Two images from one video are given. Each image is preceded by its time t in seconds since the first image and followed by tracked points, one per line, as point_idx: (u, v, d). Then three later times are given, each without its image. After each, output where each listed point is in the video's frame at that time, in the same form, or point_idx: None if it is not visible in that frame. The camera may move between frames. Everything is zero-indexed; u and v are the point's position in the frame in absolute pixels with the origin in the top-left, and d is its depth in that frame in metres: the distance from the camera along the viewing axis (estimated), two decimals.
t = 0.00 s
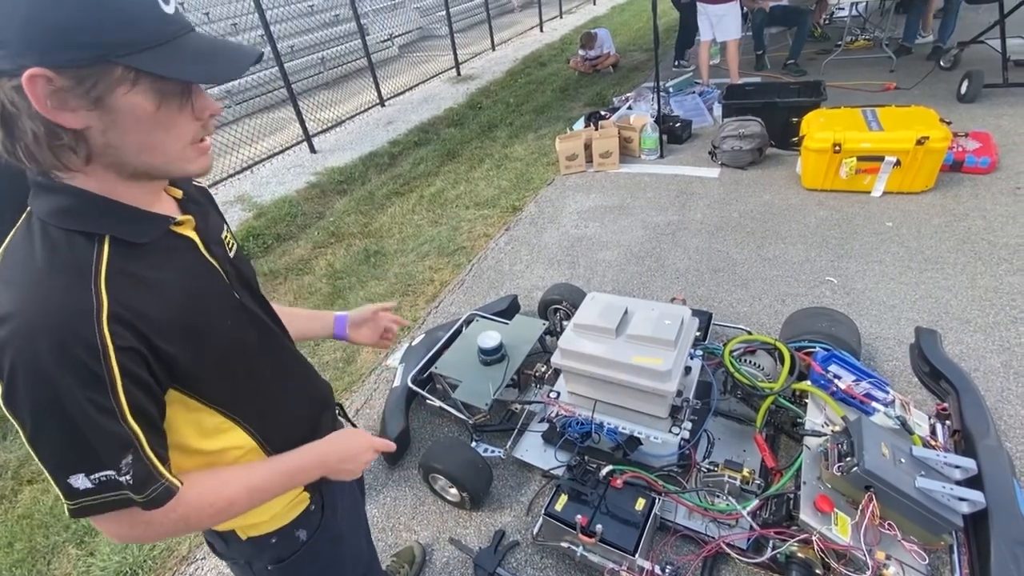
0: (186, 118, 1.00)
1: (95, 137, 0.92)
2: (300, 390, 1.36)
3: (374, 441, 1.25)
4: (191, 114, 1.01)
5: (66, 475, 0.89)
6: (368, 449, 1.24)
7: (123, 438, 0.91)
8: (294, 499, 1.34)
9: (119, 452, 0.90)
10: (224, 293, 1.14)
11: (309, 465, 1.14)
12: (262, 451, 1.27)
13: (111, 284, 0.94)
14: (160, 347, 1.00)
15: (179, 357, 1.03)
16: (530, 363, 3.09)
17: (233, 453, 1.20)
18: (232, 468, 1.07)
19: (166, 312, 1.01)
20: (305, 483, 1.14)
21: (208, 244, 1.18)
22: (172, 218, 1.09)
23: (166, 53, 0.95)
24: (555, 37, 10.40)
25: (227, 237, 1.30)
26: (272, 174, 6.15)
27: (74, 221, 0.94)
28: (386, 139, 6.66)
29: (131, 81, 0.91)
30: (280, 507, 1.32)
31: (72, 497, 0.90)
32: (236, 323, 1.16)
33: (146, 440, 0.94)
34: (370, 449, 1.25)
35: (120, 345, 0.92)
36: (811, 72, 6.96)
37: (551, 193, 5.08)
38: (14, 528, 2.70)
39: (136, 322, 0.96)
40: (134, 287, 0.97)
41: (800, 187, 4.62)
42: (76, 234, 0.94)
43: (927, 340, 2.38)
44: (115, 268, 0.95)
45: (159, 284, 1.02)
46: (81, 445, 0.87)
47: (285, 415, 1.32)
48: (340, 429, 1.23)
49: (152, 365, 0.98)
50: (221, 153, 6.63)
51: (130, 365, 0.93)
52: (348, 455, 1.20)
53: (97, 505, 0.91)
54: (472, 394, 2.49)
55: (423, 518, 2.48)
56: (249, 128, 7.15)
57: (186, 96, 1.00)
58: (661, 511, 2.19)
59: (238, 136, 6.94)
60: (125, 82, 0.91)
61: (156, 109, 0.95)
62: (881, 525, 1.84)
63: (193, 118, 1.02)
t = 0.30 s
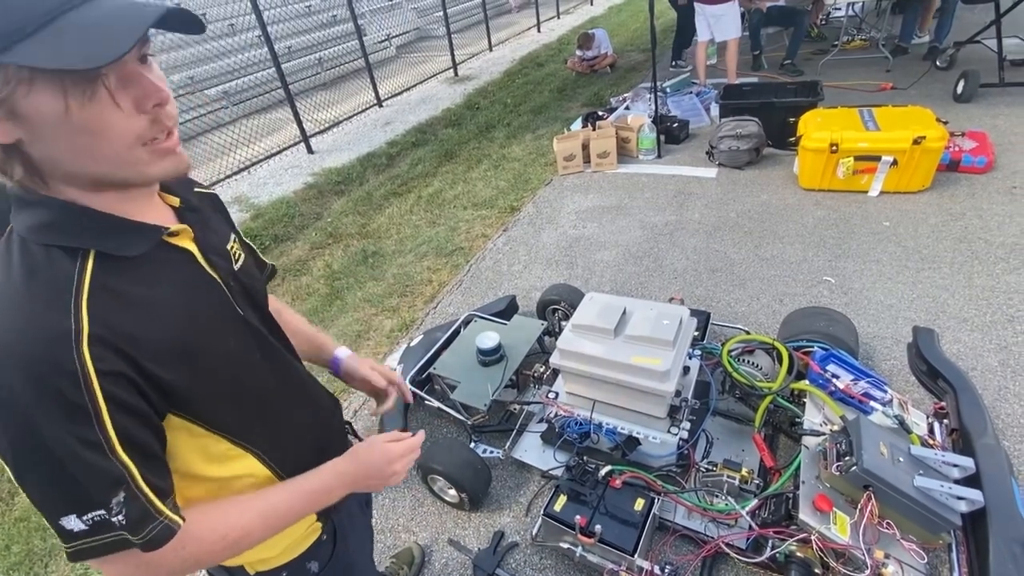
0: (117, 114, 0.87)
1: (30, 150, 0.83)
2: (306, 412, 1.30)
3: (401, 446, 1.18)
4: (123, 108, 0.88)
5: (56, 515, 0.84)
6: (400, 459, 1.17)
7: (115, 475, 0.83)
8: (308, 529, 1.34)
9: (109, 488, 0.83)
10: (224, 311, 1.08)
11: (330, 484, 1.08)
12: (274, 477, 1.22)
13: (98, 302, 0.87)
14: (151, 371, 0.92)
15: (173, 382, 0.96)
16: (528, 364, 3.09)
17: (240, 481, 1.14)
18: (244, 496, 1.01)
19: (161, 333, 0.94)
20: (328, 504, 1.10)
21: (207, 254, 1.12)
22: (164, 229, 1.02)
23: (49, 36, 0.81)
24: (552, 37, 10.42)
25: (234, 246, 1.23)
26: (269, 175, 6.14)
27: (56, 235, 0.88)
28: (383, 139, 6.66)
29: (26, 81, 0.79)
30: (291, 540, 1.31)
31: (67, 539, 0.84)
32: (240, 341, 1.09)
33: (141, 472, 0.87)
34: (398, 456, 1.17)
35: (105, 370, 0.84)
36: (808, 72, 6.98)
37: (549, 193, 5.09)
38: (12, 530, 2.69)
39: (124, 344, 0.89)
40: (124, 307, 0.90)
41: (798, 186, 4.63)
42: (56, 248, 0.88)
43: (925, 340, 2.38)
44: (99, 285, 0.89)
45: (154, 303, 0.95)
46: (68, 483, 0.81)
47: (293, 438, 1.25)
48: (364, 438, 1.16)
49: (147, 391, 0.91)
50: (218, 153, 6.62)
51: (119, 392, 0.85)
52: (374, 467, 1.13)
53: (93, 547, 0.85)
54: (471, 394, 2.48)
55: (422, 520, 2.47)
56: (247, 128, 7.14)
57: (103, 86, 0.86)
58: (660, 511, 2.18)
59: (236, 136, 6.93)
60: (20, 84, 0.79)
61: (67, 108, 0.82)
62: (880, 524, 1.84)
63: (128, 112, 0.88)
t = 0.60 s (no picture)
0: (92, 125, 0.85)
1: None
2: (304, 437, 1.28)
3: (403, 485, 1.14)
4: (98, 120, 0.85)
5: (24, 554, 0.83)
6: (399, 498, 1.14)
7: (71, 526, 0.82)
8: (304, 563, 1.33)
9: (64, 539, 0.82)
10: (214, 339, 1.06)
11: (320, 522, 1.08)
12: (265, 509, 1.20)
13: (58, 335, 0.85)
14: (119, 412, 0.89)
15: (146, 421, 0.93)
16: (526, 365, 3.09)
17: (231, 515, 1.13)
18: (229, 534, 1.01)
19: (134, 367, 0.92)
20: (320, 540, 1.09)
21: (195, 274, 1.10)
22: (142, 251, 0.99)
23: (12, 44, 0.79)
24: (550, 38, 10.44)
25: (236, 258, 1.22)
26: (266, 176, 6.13)
27: (18, 262, 0.85)
28: (381, 140, 6.66)
29: None
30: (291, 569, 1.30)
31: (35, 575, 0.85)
32: (228, 368, 1.08)
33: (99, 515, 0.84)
34: (398, 495, 1.14)
35: (60, 417, 0.82)
36: (804, 72, 7.01)
37: (547, 193, 5.09)
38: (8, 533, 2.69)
39: (88, 384, 0.86)
40: (94, 344, 0.88)
41: (794, 186, 4.65)
42: (19, 277, 0.86)
43: (920, 338, 2.40)
44: (63, 316, 0.87)
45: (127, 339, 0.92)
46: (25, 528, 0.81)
47: (287, 464, 1.24)
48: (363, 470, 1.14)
49: (116, 434, 0.89)
50: (215, 154, 6.61)
51: (77, 436, 0.83)
52: (370, 505, 1.12)
53: None
54: (469, 394, 2.49)
55: (420, 521, 2.48)
56: (244, 129, 7.14)
57: (78, 97, 0.84)
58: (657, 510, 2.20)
59: (233, 137, 6.93)
60: None
61: (35, 121, 0.80)
62: (876, 522, 1.85)
63: (104, 122, 0.86)
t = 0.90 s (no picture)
0: (114, 139, 0.88)
1: (10, 175, 0.83)
2: (296, 442, 1.27)
3: (363, 533, 1.14)
4: (119, 134, 0.89)
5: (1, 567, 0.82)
6: (360, 542, 1.14)
7: (50, 539, 0.80)
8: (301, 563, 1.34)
9: (42, 553, 0.80)
10: (204, 343, 1.05)
11: (281, 556, 1.08)
12: (257, 512, 1.18)
13: (49, 344, 0.85)
14: (111, 418, 0.89)
15: (127, 430, 0.91)
16: (523, 365, 3.10)
17: (220, 516, 1.12)
18: (195, 555, 1.02)
19: (126, 374, 0.91)
20: (280, 571, 1.10)
21: (187, 278, 1.10)
22: (132, 257, 1.00)
23: (52, 67, 0.83)
24: (547, 38, 10.46)
25: (227, 261, 1.23)
26: (263, 177, 6.13)
27: (9, 271, 0.86)
28: (378, 140, 6.66)
29: (25, 105, 0.80)
30: None
31: None
32: (221, 372, 1.08)
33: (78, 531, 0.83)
34: (359, 540, 1.13)
35: (49, 430, 0.81)
36: (799, 72, 7.04)
37: (544, 194, 5.10)
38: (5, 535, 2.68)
39: (78, 395, 0.85)
40: (84, 352, 0.88)
41: (790, 186, 4.66)
42: (11, 286, 0.87)
43: (915, 337, 2.41)
44: (56, 325, 0.87)
45: (116, 346, 0.92)
46: None
47: (281, 467, 1.24)
48: (329, 508, 1.15)
49: (97, 447, 0.87)
50: (212, 155, 6.61)
51: (62, 448, 0.82)
52: (330, 548, 1.11)
53: None
54: (467, 395, 2.49)
55: (417, 522, 2.48)
56: (241, 130, 7.14)
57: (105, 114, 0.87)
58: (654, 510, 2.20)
59: (230, 138, 6.92)
60: (19, 107, 0.80)
61: (67, 135, 0.83)
62: (872, 520, 1.86)
63: (125, 137, 0.90)
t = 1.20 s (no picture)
0: (126, 139, 0.89)
1: (21, 171, 0.81)
2: (291, 433, 1.27)
3: (374, 494, 1.17)
4: (131, 134, 0.90)
5: (15, 554, 0.82)
6: (371, 504, 1.17)
7: (80, 518, 0.82)
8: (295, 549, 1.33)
9: (76, 532, 0.83)
10: (204, 333, 1.06)
11: (295, 527, 1.11)
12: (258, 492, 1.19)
13: (66, 335, 0.85)
14: (125, 403, 0.90)
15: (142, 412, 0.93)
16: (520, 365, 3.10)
17: (223, 501, 1.13)
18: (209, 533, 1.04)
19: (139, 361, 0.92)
20: (293, 544, 1.12)
21: (182, 272, 1.10)
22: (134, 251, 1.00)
23: (78, 71, 0.83)
24: (544, 38, 10.47)
25: (212, 256, 1.22)
26: (259, 177, 6.11)
27: (16, 265, 0.85)
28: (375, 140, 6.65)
29: (48, 104, 0.80)
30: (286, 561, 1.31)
31: None
32: (221, 361, 1.08)
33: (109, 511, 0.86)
34: (370, 503, 1.17)
35: (74, 413, 0.82)
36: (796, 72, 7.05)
37: (541, 194, 5.11)
38: None
39: (96, 379, 0.86)
40: (96, 342, 0.88)
41: (786, 186, 4.67)
42: (18, 279, 0.85)
43: (910, 337, 2.42)
44: (67, 317, 0.87)
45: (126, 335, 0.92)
46: (27, 526, 0.80)
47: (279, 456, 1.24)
48: (337, 479, 1.18)
49: (117, 430, 0.89)
50: (208, 155, 6.59)
51: (88, 432, 0.83)
52: (342, 514, 1.14)
53: None
54: (464, 395, 2.49)
55: (414, 522, 2.48)
56: (237, 130, 7.13)
57: (122, 115, 0.88)
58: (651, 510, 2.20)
59: (226, 138, 6.90)
60: (42, 106, 0.80)
61: (87, 133, 0.84)
62: (867, 519, 1.87)
63: (137, 137, 0.91)
